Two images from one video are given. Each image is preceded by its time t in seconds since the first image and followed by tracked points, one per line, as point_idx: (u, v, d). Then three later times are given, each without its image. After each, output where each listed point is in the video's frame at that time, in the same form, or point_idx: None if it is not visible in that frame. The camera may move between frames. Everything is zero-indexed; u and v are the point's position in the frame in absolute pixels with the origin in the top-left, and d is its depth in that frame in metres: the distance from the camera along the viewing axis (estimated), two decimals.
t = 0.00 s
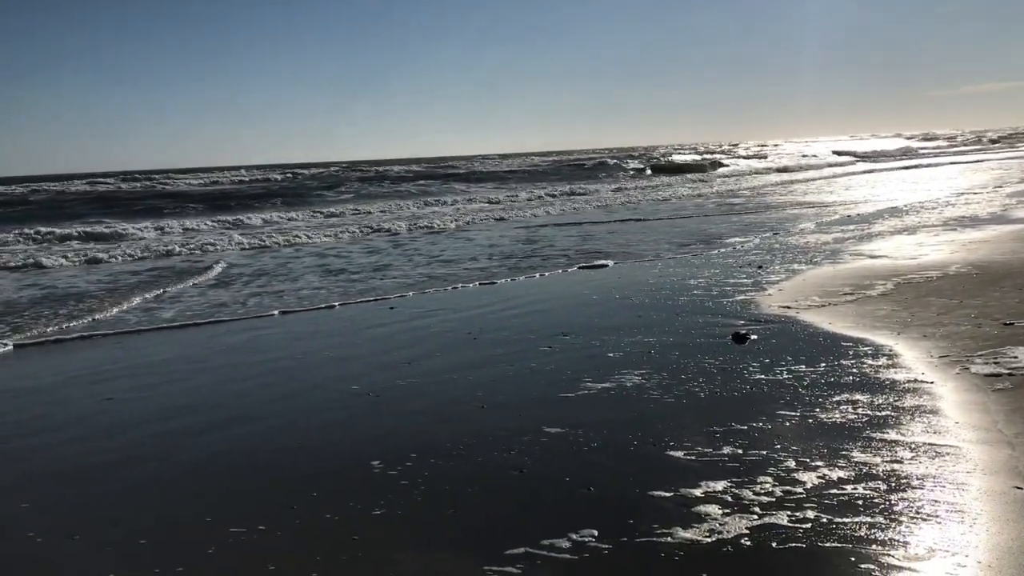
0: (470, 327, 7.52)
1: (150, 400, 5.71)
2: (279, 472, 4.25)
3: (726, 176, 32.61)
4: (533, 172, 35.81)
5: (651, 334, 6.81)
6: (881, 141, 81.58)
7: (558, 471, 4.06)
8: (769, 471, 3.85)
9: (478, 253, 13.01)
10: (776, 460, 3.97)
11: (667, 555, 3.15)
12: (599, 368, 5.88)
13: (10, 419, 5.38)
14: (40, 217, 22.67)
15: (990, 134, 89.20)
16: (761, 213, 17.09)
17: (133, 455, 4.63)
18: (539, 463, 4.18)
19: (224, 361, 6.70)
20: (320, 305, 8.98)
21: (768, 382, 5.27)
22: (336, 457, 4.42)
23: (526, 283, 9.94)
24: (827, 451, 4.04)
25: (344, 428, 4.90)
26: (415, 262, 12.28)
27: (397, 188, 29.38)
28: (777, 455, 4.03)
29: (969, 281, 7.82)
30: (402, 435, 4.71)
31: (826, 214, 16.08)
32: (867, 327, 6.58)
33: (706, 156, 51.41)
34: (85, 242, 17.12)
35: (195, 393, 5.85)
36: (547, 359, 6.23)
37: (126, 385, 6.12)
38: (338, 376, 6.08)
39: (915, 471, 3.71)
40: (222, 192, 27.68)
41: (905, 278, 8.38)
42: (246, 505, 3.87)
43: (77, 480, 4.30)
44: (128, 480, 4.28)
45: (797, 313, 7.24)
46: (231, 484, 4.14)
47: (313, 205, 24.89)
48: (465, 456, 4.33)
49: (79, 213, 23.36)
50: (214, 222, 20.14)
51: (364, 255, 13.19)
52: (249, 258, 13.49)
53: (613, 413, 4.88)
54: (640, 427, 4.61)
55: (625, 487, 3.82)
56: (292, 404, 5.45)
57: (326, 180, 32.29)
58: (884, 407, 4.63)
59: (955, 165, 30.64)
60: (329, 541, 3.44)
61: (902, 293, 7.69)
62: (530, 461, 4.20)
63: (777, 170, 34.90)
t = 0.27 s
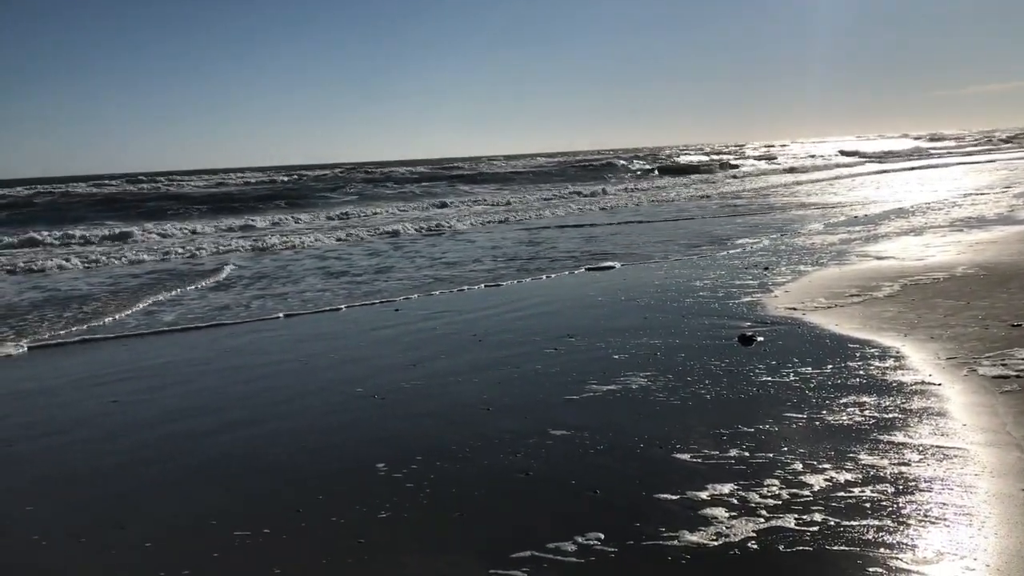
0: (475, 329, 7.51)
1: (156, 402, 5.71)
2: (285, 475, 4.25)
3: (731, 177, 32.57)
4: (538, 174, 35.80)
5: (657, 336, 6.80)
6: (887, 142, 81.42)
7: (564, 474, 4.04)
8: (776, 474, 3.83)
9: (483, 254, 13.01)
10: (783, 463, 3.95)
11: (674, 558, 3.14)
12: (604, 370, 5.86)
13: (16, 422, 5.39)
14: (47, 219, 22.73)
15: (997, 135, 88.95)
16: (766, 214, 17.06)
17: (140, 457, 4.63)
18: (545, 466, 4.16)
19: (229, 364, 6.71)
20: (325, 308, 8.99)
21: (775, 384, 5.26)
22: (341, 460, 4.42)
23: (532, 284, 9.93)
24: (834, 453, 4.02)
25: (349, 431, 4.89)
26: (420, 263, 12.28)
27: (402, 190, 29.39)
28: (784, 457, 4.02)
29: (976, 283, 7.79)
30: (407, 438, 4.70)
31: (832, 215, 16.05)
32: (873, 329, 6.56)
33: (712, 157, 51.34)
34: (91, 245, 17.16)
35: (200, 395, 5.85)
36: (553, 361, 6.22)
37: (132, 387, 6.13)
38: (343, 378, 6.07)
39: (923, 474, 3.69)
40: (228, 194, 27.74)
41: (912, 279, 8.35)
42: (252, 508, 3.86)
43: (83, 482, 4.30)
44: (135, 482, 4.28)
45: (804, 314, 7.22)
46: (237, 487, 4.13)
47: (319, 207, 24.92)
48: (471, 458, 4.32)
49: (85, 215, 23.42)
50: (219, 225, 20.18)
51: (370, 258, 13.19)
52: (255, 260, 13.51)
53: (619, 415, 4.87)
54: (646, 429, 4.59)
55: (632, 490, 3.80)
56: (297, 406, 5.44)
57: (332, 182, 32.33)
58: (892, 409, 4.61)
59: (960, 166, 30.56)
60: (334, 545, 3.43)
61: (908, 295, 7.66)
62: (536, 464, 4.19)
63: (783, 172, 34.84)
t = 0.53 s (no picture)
0: (479, 332, 7.50)
1: (161, 403, 5.72)
2: (289, 477, 4.24)
3: (737, 180, 32.56)
4: (544, 177, 35.80)
5: (662, 339, 6.78)
6: (894, 146, 81.29)
7: (568, 477, 4.03)
8: (781, 479, 3.81)
9: (489, 257, 13.00)
10: (787, 468, 3.93)
11: (677, 563, 3.12)
12: (609, 374, 5.85)
13: (21, 422, 5.40)
14: (53, 219, 22.79)
15: (1004, 139, 88.74)
16: (772, 218, 17.02)
17: (144, 458, 4.63)
18: (549, 469, 4.15)
19: (234, 365, 6.71)
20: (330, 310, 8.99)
21: (779, 388, 5.24)
22: (344, 462, 4.41)
23: (536, 287, 9.92)
24: (839, 458, 4.00)
25: (353, 433, 4.89)
26: (425, 266, 12.27)
27: (408, 192, 29.42)
28: (788, 463, 4.00)
29: (982, 288, 7.76)
30: (411, 440, 4.69)
31: (838, 219, 16.01)
32: (879, 333, 6.53)
33: (717, 161, 51.27)
34: (98, 245, 17.20)
35: (204, 396, 5.85)
36: (557, 365, 6.20)
37: (136, 388, 6.13)
38: (347, 380, 6.07)
39: (928, 480, 3.67)
40: (233, 195, 27.78)
41: (918, 284, 8.32)
42: (255, 509, 3.86)
43: (86, 483, 4.30)
44: (139, 483, 4.28)
45: (809, 319, 7.19)
46: (241, 488, 4.12)
47: (324, 209, 24.94)
48: (474, 461, 4.31)
49: (92, 215, 23.48)
50: (225, 226, 20.21)
51: (375, 260, 13.20)
52: (261, 261, 13.53)
53: (623, 419, 4.86)
54: (650, 433, 4.58)
55: (636, 494, 3.78)
56: (301, 408, 5.44)
57: (337, 184, 32.34)
58: (897, 414, 4.59)
59: (968, 170, 30.47)
60: (336, 547, 3.42)
61: (915, 300, 7.63)
62: (540, 467, 4.18)
63: (789, 175, 34.78)
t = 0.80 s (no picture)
0: (482, 334, 7.50)
1: (163, 402, 5.72)
2: (291, 477, 4.23)
3: (742, 184, 32.55)
4: (549, 179, 35.78)
5: (665, 342, 6.77)
6: (900, 151, 81.13)
7: (569, 479, 4.02)
8: (783, 483, 3.80)
9: (492, 259, 12.99)
10: (790, 472, 3.92)
11: (679, 567, 3.11)
12: (611, 376, 5.84)
13: (24, 419, 5.40)
14: (57, 217, 22.80)
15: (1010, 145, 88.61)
16: (776, 222, 16.99)
17: (147, 457, 4.63)
18: (550, 471, 4.14)
19: (237, 364, 6.71)
20: (333, 310, 8.99)
21: (783, 393, 5.22)
22: (346, 462, 4.40)
23: (540, 289, 9.90)
24: (842, 463, 3.99)
25: (355, 433, 4.88)
26: (428, 267, 12.26)
27: (412, 193, 29.41)
28: (791, 467, 3.99)
29: (987, 294, 7.74)
30: (413, 441, 4.68)
31: (842, 224, 15.98)
32: (883, 338, 6.51)
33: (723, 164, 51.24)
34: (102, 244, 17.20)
35: (206, 395, 5.84)
36: (560, 366, 6.19)
37: (139, 386, 6.14)
38: (350, 381, 6.06)
39: (932, 485, 3.65)
40: (237, 195, 27.77)
41: (923, 289, 8.30)
42: (257, 508, 3.85)
43: (88, 481, 4.30)
44: (140, 482, 4.27)
45: (813, 323, 7.18)
46: (243, 488, 4.12)
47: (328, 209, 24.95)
48: (476, 463, 4.30)
49: (96, 214, 23.50)
50: (230, 225, 20.22)
51: (378, 261, 13.20)
52: (264, 262, 13.53)
53: (626, 422, 4.84)
54: (652, 436, 4.56)
55: (638, 496, 3.77)
56: (303, 408, 5.44)
57: (341, 184, 32.34)
58: (900, 420, 4.58)
59: (973, 176, 30.41)
60: (338, 547, 3.42)
61: (919, 305, 7.62)
62: (542, 469, 4.17)
63: (793, 180, 34.72)
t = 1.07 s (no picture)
0: (484, 334, 7.49)
1: (166, 400, 5.72)
2: (292, 476, 4.24)
3: (745, 186, 32.51)
4: (552, 180, 35.78)
5: (667, 345, 6.76)
6: (904, 155, 81.04)
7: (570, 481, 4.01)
8: (785, 486, 3.79)
9: (495, 260, 12.99)
10: (792, 475, 3.91)
11: (679, 569, 3.10)
12: (614, 378, 5.83)
13: (27, 416, 5.41)
14: (61, 215, 22.82)
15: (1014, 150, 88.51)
16: (780, 225, 16.98)
17: (150, 455, 4.63)
18: (552, 472, 4.14)
19: (239, 363, 6.71)
20: (335, 310, 8.99)
21: (785, 396, 5.21)
22: (348, 462, 4.40)
23: (542, 291, 9.90)
24: (844, 467, 3.98)
25: (357, 432, 4.88)
26: (431, 268, 12.26)
27: (415, 193, 29.41)
28: (793, 470, 3.98)
29: (990, 298, 7.73)
30: (415, 441, 4.68)
31: (846, 227, 15.96)
32: (885, 342, 6.50)
33: (727, 166, 51.22)
34: (105, 241, 17.21)
35: (209, 394, 5.85)
36: (562, 368, 6.19)
37: (142, 384, 6.14)
38: (351, 380, 6.06)
39: (933, 490, 3.65)
40: (241, 194, 27.78)
41: (926, 293, 8.28)
42: (259, 507, 3.86)
43: (90, 478, 4.31)
44: (142, 479, 4.28)
45: (815, 326, 7.17)
46: (245, 486, 4.12)
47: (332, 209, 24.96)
48: (477, 463, 4.30)
49: (100, 212, 23.52)
50: (233, 224, 20.23)
51: (381, 261, 13.20)
52: (268, 261, 13.53)
53: (628, 424, 4.83)
54: (654, 438, 4.56)
55: (639, 499, 3.77)
56: (305, 407, 5.44)
57: (344, 184, 32.33)
58: (903, 424, 4.57)
59: (977, 180, 30.36)
60: (339, 546, 3.42)
61: (922, 309, 7.61)
62: (543, 470, 4.16)
63: (797, 183, 34.68)
